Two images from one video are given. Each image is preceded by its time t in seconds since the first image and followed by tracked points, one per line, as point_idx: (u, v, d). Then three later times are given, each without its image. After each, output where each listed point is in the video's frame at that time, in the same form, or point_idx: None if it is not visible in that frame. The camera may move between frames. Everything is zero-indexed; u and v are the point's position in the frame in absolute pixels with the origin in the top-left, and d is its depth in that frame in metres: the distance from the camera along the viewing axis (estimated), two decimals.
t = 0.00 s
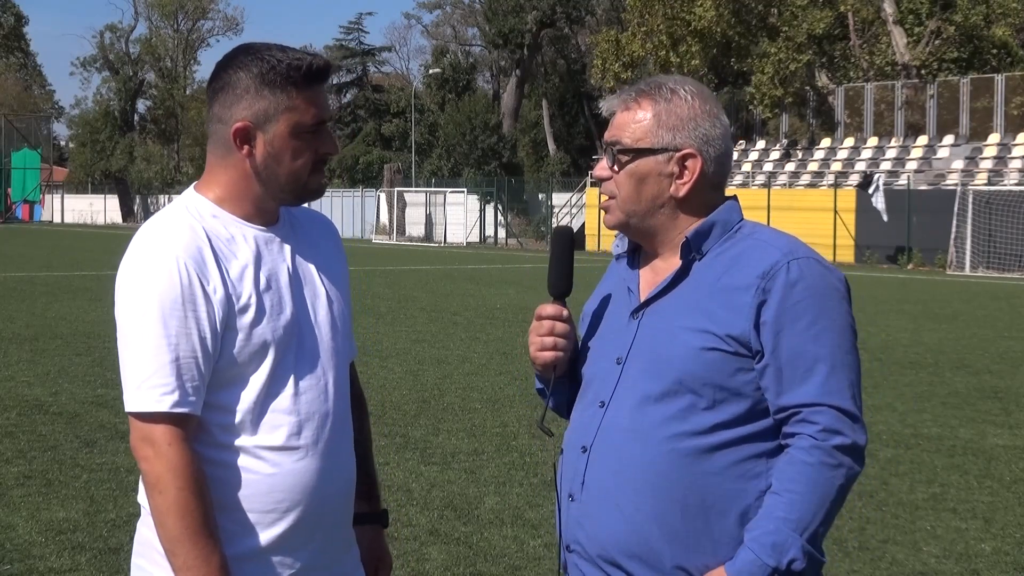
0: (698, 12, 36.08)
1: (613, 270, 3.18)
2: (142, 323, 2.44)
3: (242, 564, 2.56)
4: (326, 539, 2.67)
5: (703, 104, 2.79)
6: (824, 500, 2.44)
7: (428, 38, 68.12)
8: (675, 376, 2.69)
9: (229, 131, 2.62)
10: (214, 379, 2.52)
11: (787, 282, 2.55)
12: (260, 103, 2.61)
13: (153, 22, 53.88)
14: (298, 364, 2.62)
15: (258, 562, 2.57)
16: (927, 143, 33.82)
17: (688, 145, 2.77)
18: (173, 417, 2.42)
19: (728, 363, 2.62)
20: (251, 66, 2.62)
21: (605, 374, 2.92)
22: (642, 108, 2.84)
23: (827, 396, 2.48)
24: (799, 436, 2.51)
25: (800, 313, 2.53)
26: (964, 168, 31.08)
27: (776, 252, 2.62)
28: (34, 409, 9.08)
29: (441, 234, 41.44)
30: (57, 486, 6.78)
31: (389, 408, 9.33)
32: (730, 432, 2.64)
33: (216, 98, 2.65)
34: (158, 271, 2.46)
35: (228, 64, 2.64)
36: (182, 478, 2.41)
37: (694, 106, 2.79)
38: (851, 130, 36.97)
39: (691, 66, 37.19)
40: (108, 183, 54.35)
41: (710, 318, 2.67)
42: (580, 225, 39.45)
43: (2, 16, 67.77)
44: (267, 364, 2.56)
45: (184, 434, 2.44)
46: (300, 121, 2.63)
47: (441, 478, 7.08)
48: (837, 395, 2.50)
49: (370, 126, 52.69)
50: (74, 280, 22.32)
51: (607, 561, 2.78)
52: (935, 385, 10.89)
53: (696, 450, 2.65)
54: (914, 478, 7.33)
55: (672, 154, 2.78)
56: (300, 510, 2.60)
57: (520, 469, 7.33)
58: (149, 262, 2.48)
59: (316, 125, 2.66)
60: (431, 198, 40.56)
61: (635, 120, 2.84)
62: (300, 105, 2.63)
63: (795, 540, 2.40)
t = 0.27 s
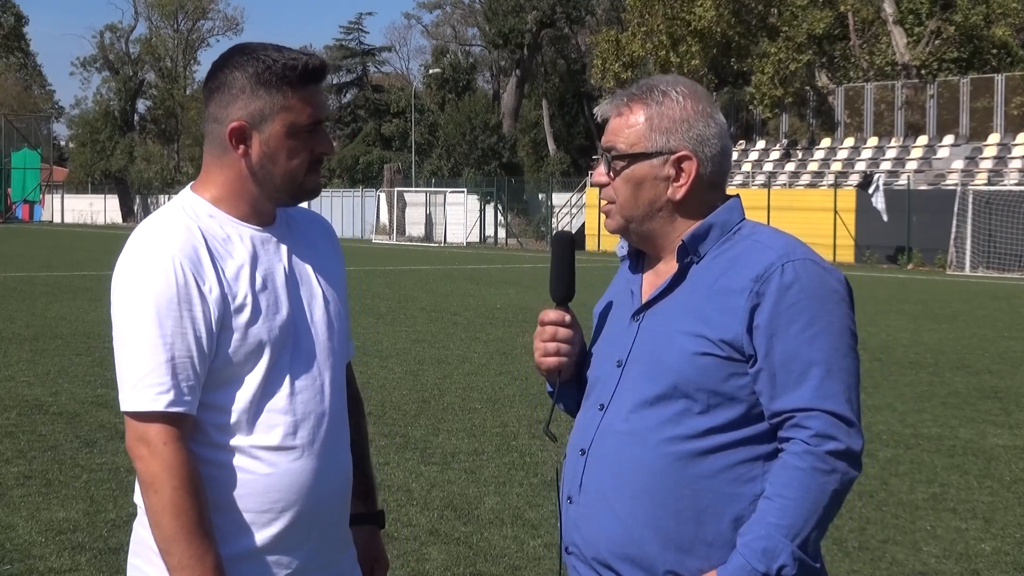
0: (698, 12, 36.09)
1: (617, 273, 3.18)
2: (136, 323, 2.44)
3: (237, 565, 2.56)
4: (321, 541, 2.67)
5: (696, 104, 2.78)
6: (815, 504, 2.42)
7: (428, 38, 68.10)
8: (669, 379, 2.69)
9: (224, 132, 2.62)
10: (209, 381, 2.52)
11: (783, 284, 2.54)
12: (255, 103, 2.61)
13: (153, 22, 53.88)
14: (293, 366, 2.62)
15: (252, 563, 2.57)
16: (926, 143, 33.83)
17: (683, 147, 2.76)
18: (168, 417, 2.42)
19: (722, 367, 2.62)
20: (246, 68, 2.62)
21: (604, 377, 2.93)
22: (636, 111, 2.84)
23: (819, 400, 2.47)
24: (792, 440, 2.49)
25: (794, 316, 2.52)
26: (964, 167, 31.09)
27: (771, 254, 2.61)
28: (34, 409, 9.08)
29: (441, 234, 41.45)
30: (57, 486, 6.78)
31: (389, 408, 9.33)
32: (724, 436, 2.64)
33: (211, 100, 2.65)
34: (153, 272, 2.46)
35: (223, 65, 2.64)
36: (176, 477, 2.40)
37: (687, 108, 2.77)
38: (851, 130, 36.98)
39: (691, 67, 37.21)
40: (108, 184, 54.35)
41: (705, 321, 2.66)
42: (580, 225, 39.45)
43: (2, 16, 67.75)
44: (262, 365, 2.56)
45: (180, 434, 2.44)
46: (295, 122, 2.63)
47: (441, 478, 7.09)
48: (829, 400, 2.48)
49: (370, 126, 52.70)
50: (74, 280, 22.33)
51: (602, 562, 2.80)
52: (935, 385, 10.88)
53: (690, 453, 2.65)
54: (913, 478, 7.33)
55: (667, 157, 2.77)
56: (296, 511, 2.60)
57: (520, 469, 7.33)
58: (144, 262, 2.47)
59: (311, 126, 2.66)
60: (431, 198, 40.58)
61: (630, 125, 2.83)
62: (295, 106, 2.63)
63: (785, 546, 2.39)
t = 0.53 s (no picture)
0: (698, 12, 36.12)
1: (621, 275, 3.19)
2: (134, 324, 2.44)
3: (234, 565, 2.56)
4: (316, 542, 2.67)
5: (697, 103, 2.77)
6: (807, 508, 2.41)
7: (428, 38, 68.08)
8: (665, 381, 2.70)
9: (224, 132, 2.62)
10: (207, 381, 2.52)
11: (779, 285, 2.53)
12: (255, 103, 2.61)
13: (153, 22, 53.85)
14: (290, 367, 2.62)
15: (248, 563, 2.57)
16: (926, 143, 33.84)
17: (683, 147, 2.76)
18: (165, 418, 2.42)
19: (716, 368, 2.61)
20: (246, 67, 2.62)
21: (604, 377, 2.94)
22: (636, 111, 2.84)
23: (813, 402, 2.46)
24: (785, 442, 2.48)
25: (788, 318, 2.50)
26: (964, 167, 31.09)
27: (769, 255, 2.60)
28: (34, 409, 9.08)
29: (441, 234, 41.46)
30: (57, 486, 6.78)
31: (389, 408, 9.33)
32: (720, 438, 2.63)
33: (211, 99, 2.65)
34: (151, 271, 2.46)
35: (223, 64, 2.64)
36: (173, 478, 2.40)
37: (687, 107, 2.77)
38: (851, 130, 36.98)
39: (691, 66, 37.24)
40: (108, 184, 54.34)
41: (701, 322, 2.66)
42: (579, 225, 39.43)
43: (2, 16, 67.76)
44: (259, 366, 2.56)
45: (177, 434, 2.44)
46: (294, 122, 2.63)
47: (441, 478, 7.09)
48: (824, 403, 2.46)
49: (370, 126, 52.71)
50: (74, 280, 22.33)
51: (599, 562, 2.81)
52: (935, 385, 10.89)
53: (684, 454, 2.66)
54: (913, 478, 7.33)
55: (668, 157, 2.77)
56: (292, 513, 2.60)
57: (520, 469, 7.33)
58: (142, 262, 2.48)
59: (311, 126, 2.66)
60: (431, 198, 40.59)
61: (630, 125, 2.84)
62: (295, 106, 2.63)
63: (775, 549, 2.38)
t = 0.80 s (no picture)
0: (698, 12, 36.14)
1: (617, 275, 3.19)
2: (134, 324, 2.44)
3: (233, 565, 2.56)
4: (315, 542, 2.66)
5: (693, 102, 2.77)
6: (800, 509, 2.40)
7: (428, 38, 68.08)
8: (659, 380, 2.70)
9: (223, 131, 2.62)
10: (207, 381, 2.52)
11: (772, 285, 2.53)
12: (255, 102, 2.61)
13: (153, 23, 53.81)
14: (288, 368, 2.62)
15: (247, 564, 2.57)
16: (926, 143, 33.84)
17: (678, 147, 2.76)
18: (166, 417, 2.42)
19: (710, 369, 2.61)
20: (245, 67, 2.62)
21: (600, 377, 2.94)
22: (632, 112, 2.84)
23: (806, 403, 2.45)
24: (778, 442, 2.48)
25: (783, 317, 2.50)
26: (964, 168, 31.09)
27: (763, 254, 2.60)
28: (34, 409, 9.08)
29: (441, 234, 41.49)
30: (57, 486, 6.78)
31: (389, 408, 9.33)
32: (712, 438, 2.63)
33: (211, 97, 2.65)
34: (152, 271, 2.46)
35: (222, 65, 2.64)
36: (173, 478, 2.40)
37: (684, 107, 2.77)
38: (851, 130, 36.99)
39: (691, 66, 37.28)
40: (108, 184, 54.34)
41: (696, 322, 2.66)
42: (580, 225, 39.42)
43: (2, 16, 67.71)
44: (259, 367, 2.56)
45: (177, 434, 2.44)
46: (293, 121, 2.63)
47: (442, 478, 7.09)
48: (818, 403, 2.46)
49: (370, 126, 52.73)
50: (74, 280, 22.34)
51: (593, 564, 2.82)
52: (935, 385, 10.88)
53: (677, 455, 2.66)
54: (914, 478, 7.33)
55: (665, 157, 2.78)
56: (292, 513, 2.60)
57: (520, 469, 7.33)
58: (142, 262, 2.48)
59: (310, 125, 2.66)
60: (431, 198, 40.63)
61: (627, 125, 2.84)
62: (294, 103, 2.63)
63: (767, 550, 2.38)
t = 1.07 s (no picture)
0: (698, 12, 36.12)
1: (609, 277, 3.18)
2: (139, 324, 2.44)
3: (236, 566, 2.56)
4: (316, 543, 2.66)
5: (688, 105, 2.76)
6: (794, 512, 2.40)
7: (428, 37, 68.06)
8: (653, 383, 2.70)
9: (226, 132, 2.62)
10: (209, 382, 2.52)
11: (767, 288, 2.52)
12: (256, 103, 2.61)
13: (153, 22, 53.77)
14: (290, 369, 2.62)
15: (250, 563, 2.57)
16: (926, 143, 33.85)
17: (674, 150, 2.76)
18: (169, 418, 2.42)
19: (701, 370, 2.61)
20: (247, 69, 2.62)
21: (594, 377, 2.94)
22: (625, 113, 2.83)
23: (797, 406, 2.45)
24: (771, 445, 2.47)
25: (776, 318, 2.50)
26: (964, 168, 31.09)
27: (759, 256, 2.60)
28: (34, 409, 9.08)
29: (442, 234, 41.50)
30: (57, 486, 6.78)
31: (388, 408, 9.33)
32: (704, 441, 2.63)
33: (214, 97, 2.65)
34: (155, 272, 2.46)
35: (224, 66, 2.65)
36: (176, 480, 2.40)
37: (677, 111, 2.76)
38: (851, 130, 36.98)
39: (691, 66, 37.29)
40: (108, 184, 54.34)
41: (688, 324, 2.66)
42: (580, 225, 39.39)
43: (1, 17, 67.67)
44: (260, 367, 2.56)
45: (180, 434, 2.44)
46: (296, 123, 2.63)
47: (442, 478, 7.09)
48: (809, 405, 2.45)
49: (370, 126, 52.74)
50: (74, 280, 22.34)
51: (587, 564, 2.82)
52: (935, 385, 10.88)
53: (670, 458, 2.66)
54: (914, 478, 7.33)
55: (657, 160, 2.77)
56: (294, 514, 2.60)
57: (519, 469, 7.33)
58: (145, 262, 2.48)
59: (311, 127, 2.66)
60: (431, 198, 40.62)
61: (621, 126, 2.83)
62: (297, 106, 2.63)
63: (761, 553, 2.38)
